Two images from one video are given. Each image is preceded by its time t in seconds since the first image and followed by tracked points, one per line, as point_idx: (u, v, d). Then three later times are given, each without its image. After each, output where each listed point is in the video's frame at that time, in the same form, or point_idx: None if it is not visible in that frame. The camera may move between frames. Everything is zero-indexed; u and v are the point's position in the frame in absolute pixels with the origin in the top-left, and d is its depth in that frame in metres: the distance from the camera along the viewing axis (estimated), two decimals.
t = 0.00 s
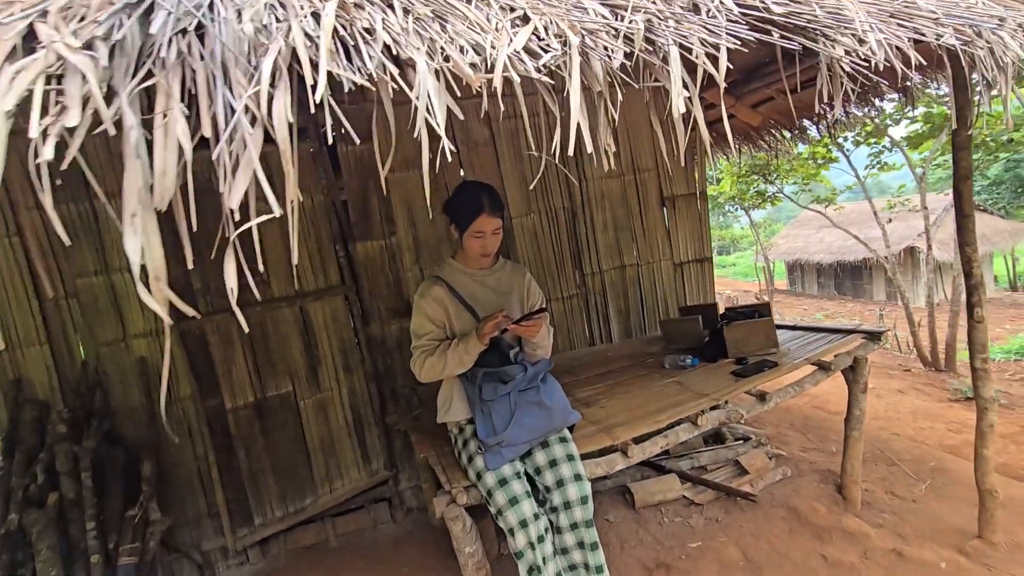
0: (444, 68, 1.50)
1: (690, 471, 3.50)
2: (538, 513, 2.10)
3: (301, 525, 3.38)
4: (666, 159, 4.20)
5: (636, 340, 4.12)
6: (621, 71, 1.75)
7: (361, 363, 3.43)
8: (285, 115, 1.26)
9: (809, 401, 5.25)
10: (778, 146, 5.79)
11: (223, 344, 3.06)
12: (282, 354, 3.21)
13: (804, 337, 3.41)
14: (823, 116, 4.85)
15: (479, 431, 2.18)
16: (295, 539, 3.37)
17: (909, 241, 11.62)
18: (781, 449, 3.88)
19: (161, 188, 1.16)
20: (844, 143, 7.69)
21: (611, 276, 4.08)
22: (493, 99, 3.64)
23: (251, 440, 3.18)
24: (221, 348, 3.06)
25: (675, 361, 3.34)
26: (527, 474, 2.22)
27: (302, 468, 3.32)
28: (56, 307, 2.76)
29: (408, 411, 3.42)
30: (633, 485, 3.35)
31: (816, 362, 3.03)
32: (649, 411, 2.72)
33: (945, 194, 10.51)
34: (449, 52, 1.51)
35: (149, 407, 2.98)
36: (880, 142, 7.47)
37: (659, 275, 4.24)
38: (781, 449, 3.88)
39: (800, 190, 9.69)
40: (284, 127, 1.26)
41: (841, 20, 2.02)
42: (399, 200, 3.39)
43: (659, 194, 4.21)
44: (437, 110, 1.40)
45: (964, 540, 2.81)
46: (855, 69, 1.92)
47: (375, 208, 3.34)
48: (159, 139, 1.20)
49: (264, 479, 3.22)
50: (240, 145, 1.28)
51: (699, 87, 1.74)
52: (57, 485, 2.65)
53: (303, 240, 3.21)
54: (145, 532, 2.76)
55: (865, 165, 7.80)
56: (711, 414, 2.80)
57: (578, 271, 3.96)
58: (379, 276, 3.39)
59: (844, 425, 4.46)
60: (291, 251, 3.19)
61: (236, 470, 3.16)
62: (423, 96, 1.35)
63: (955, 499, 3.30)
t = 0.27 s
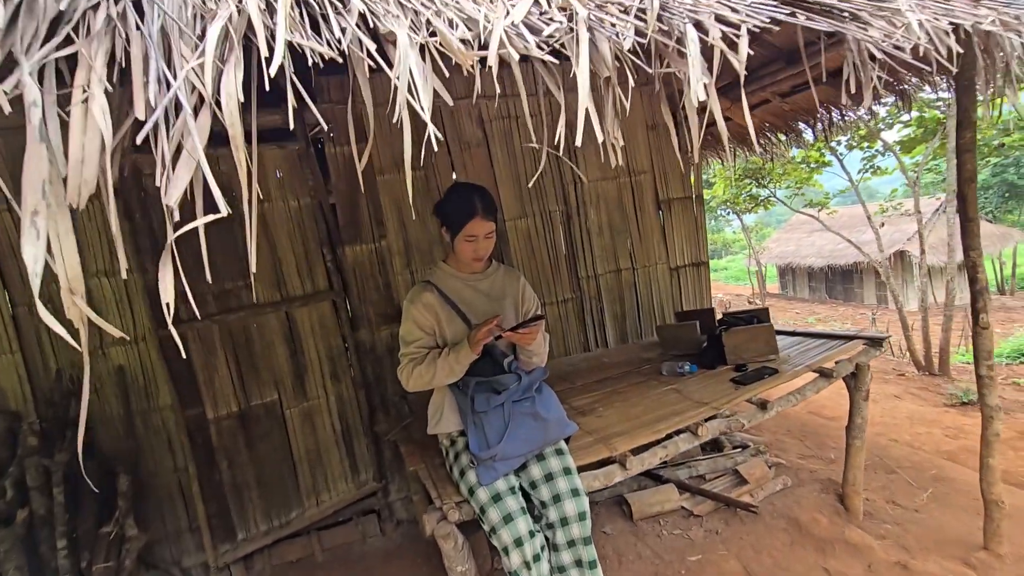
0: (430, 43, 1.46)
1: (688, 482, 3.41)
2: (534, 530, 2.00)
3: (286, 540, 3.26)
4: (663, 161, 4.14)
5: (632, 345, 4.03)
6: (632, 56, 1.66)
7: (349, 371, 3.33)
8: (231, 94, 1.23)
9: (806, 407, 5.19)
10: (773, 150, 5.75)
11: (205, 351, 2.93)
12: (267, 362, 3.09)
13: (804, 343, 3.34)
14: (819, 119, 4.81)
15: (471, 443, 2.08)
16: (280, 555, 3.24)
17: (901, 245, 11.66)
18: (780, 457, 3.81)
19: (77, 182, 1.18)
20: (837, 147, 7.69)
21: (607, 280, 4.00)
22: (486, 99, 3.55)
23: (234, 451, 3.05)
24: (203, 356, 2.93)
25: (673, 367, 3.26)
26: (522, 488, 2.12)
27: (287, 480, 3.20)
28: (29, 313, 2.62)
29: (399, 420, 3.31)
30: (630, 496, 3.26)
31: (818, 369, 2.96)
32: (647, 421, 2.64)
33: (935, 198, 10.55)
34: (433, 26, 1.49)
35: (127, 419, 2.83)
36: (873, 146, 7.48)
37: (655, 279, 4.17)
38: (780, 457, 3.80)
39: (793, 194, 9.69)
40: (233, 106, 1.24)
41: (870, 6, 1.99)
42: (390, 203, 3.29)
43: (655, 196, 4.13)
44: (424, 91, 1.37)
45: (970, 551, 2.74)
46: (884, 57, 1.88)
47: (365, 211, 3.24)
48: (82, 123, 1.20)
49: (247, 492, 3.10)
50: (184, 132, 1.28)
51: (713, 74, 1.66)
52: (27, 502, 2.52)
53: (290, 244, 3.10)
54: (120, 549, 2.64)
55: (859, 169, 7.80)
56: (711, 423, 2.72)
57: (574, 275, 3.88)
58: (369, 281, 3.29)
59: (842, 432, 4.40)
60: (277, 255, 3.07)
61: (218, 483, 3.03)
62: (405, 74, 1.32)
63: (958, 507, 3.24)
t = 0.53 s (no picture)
0: None
1: (681, 481, 3.38)
2: (529, 534, 1.94)
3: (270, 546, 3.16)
4: (654, 158, 4.10)
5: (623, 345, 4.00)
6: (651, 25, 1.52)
7: (335, 371, 3.23)
8: (205, 34, 1.01)
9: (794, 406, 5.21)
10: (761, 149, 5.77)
11: (185, 351, 2.83)
12: (250, 362, 2.99)
13: (796, 340, 3.32)
14: (808, 118, 4.83)
15: (463, 445, 2.01)
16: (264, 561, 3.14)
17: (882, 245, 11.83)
18: (771, 456, 3.80)
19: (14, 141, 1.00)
20: (823, 147, 7.76)
21: (598, 279, 3.95)
22: (476, 94, 3.48)
23: (215, 455, 2.94)
24: (182, 356, 2.83)
25: (666, 366, 3.22)
26: (516, 491, 2.06)
27: (271, 485, 3.09)
28: None
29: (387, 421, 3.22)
30: (623, 497, 3.21)
31: (812, 366, 2.94)
32: (642, 420, 2.59)
33: (917, 199, 10.73)
34: None
35: (101, 423, 2.71)
36: (857, 147, 7.56)
37: (646, 277, 4.13)
38: (771, 456, 3.79)
39: (779, 195, 9.77)
40: (207, 49, 1.02)
41: None
42: (378, 198, 3.21)
43: (646, 194, 4.10)
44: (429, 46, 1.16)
45: (962, 549, 2.74)
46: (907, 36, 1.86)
47: (352, 206, 3.15)
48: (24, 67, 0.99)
49: (229, 497, 2.99)
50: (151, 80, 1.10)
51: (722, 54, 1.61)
52: None
53: (273, 240, 3.01)
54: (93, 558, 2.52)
55: (844, 170, 7.88)
56: (707, 422, 2.68)
57: (565, 273, 3.83)
58: (356, 278, 3.20)
59: (831, 430, 4.41)
60: (260, 251, 2.97)
61: (198, 487, 2.92)
62: (407, 26, 1.13)
63: (948, 505, 3.25)
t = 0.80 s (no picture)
0: None
1: (661, 474, 3.42)
2: (519, 534, 1.92)
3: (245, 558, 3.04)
4: (627, 155, 4.14)
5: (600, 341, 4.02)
6: (671, 7, 1.49)
7: (310, 375, 3.13)
8: None
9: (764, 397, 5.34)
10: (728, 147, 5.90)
11: (150, 357, 2.70)
12: (220, 368, 2.87)
13: (769, 332, 3.41)
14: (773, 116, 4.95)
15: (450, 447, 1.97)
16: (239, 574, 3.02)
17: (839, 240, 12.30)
18: (746, 446, 3.88)
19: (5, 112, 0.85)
20: (784, 146, 8.00)
21: (575, 276, 3.96)
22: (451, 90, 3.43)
23: (184, 466, 2.81)
24: (147, 362, 2.69)
25: (645, 361, 3.25)
26: (504, 491, 2.04)
27: (245, 494, 2.98)
28: None
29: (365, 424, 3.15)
30: (605, 492, 3.22)
31: (785, 358, 3.02)
32: (624, 415, 2.60)
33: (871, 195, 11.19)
34: None
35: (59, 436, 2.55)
36: (817, 145, 7.82)
37: (622, 274, 4.16)
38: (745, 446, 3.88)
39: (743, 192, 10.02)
40: (224, 15, 0.91)
41: None
42: (351, 196, 3.13)
43: (620, 190, 4.13)
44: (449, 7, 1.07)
45: (929, 529, 2.86)
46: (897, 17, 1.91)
47: (325, 204, 3.06)
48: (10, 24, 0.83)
49: (200, 508, 2.86)
50: (154, 51, 0.96)
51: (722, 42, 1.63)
52: None
53: (243, 240, 2.89)
54: None
55: (805, 167, 8.14)
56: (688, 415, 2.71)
57: (542, 271, 3.82)
58: (330, 279, 3.11)
59: (800, 419, 4.54)
60: (229, 252, 2.86)
61: (167, 500, 2.78)
62: None
63: (912, 487, 3.39)
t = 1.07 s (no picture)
0: None
1: (644, 472, 3.46)
2: (518, 539, 1.90)
3: None
4: (603, 157, 4.18)
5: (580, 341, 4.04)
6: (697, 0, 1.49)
7: (289, 384, 3.03)
8: None
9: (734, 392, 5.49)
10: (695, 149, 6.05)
11: (119, 372, 2.56)
12: (193, 380, 2.75)
13: (746, 329, 3.50)
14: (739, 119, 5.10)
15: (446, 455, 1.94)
16: None
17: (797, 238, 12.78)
18: (723, 441, 3.98)
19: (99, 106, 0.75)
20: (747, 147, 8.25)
21: (554, 277, 3.97)
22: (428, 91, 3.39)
23: (156, 485, 2.67)
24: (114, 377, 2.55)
25: (627, 360, 3.29)
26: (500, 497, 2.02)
27: (222, 511, 2.85)
28: None
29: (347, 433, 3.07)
30: (590, 492, 3.22)
31: (764, 354, 3.11)
32: (611, 415, 2.62)
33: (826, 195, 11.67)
34: None
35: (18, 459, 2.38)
36: (777, 146, 8.10)
37: (600, 274, 4.20)
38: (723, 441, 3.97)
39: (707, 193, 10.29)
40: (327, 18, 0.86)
41: None
42: (329, 199, 3.05)
43: (597, 192, 4.17)
44: (532, 2, 1.08)
45: (900, 514, 2.99)
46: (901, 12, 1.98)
47: (301, 208, 2.97)
48: (101, 12, 0.75)
49: (174, 528, 2.73)
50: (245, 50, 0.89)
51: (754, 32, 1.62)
52: None
53: (215, 246, 2.78)
54: None
55: (766, 168, 8.42)
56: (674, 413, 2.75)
57: (522, 273, 3.82)
58: (307, 285, 3.03)
59: (771, 413, 4.68)
60: (200, 259, 2.74)
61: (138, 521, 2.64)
62: None
63: (881, 474, 3.54)
